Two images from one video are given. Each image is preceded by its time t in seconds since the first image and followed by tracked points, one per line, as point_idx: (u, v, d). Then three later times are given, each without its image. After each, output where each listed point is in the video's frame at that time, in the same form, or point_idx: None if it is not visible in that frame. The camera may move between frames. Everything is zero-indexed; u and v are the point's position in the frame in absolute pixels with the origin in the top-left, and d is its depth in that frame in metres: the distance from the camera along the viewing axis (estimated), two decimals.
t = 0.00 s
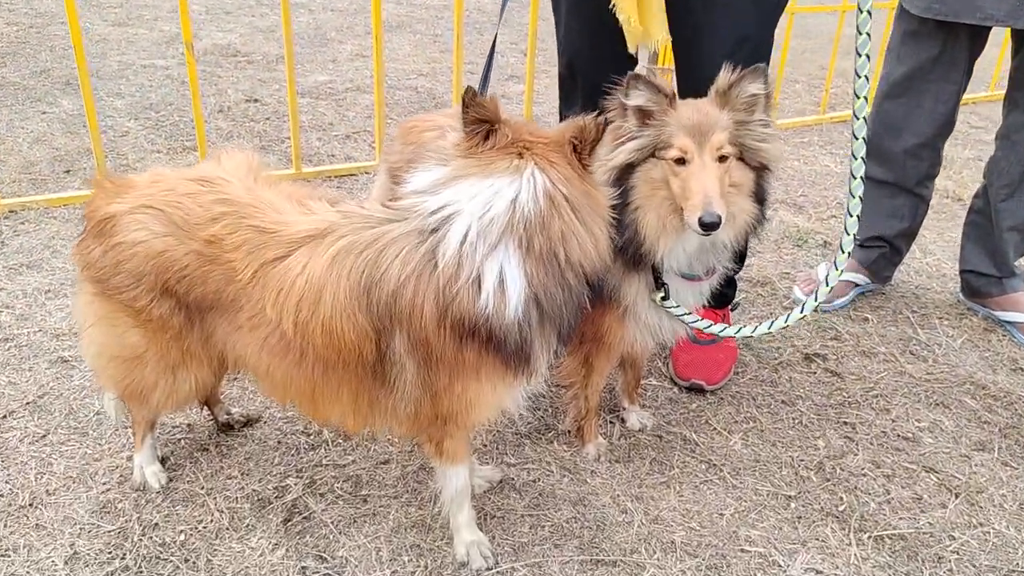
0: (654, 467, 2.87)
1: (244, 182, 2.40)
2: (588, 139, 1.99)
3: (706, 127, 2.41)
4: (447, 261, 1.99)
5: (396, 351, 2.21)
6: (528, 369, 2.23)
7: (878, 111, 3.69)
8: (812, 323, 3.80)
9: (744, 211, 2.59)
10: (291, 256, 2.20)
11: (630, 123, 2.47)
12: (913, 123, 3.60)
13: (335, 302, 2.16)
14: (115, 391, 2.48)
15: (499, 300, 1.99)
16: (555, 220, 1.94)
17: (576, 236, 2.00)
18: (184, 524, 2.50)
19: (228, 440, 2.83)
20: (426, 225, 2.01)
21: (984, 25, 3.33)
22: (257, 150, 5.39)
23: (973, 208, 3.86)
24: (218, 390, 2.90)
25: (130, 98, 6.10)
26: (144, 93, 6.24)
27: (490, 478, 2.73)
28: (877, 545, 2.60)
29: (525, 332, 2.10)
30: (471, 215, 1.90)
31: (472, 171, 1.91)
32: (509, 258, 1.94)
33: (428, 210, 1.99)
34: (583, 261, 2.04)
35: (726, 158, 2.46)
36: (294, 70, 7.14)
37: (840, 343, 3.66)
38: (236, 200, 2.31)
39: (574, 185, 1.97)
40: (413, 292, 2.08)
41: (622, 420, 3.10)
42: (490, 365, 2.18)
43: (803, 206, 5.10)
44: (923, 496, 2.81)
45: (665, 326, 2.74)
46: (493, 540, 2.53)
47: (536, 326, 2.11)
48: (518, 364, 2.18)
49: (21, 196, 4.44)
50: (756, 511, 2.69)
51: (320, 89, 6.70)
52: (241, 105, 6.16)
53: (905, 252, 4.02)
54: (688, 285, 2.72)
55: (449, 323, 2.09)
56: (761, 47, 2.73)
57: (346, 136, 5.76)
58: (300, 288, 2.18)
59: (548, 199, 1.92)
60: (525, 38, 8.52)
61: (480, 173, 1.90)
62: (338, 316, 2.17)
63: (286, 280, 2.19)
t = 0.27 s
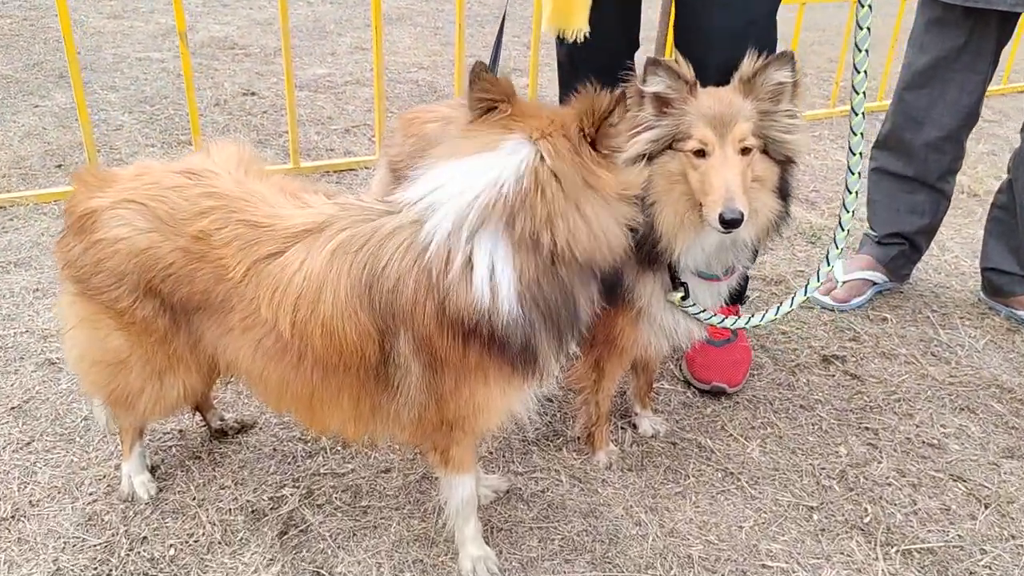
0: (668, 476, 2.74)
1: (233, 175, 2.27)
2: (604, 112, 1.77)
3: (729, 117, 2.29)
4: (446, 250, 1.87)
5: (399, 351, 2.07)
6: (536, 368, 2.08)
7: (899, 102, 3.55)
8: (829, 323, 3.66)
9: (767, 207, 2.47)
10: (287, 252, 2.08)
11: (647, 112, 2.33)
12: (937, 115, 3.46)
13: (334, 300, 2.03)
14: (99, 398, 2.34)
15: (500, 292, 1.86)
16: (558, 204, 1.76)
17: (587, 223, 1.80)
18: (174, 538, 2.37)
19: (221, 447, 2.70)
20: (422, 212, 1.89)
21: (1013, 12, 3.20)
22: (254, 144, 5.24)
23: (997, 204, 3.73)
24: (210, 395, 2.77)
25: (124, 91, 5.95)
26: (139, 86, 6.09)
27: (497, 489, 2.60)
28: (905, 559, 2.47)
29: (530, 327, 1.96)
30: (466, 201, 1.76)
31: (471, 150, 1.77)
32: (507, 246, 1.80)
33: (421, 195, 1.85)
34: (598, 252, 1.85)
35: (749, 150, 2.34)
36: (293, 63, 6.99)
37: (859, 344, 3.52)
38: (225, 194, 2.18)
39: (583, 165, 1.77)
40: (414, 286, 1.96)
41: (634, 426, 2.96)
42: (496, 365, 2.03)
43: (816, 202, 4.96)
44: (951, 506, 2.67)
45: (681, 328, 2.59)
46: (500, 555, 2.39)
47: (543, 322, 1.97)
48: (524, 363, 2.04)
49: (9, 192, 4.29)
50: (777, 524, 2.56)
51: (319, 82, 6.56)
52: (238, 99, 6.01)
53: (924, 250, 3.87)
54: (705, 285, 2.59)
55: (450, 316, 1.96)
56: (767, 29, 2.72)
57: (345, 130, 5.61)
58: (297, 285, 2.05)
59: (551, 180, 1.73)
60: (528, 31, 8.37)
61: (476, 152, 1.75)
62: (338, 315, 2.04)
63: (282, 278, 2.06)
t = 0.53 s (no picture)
0: (675, 484, 2.65)
1: (219, 165, 2.16)
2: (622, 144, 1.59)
3: (743, 111, 2.22)
4: (423, 249, 1.79)
5: (384, 351, 1.98)
6: (524, 381, 1.96)
7: (912, 97, 3.45)
8: (838, 324, 3.57)
9: (782, 206, 2.39)
10: (278, 242, 1.98)
11: (659, 104, 2.26)
12: (950, 109, 3.36)
13: (321, 294, 1.94)
14: (82, 405, 2.23)
15: (474, 297, 1.77)
16: (541, 225, 1.65)
17: (573, 256, 1.68)
18: (161, 551, 2.27)
19: (211, 454, 2.60)
20: (403, 206, 1.81)
21: None
22: (249, 140, 5.14)
23: (1010, 201, 3.64)
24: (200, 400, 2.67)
25: (117, 86, 5.84)
26: (132, 80, 5.97)
27: (498, 498, 2.50)
28: (922, 572, 2.37)
29: (513, 340, 1.84)
30: (447, 190, 1.68)
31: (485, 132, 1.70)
32: (480, 251, 1.71)
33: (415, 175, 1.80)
34: (584, 278, 1.72)
35: (764, 146, 2.27)
36: (289, 57, 6.88)
37: (870, 346, 3.42)
38: (213, 183, 2.07)
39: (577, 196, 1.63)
40: (395, 285, 1.87)
41: (639, 433, 2.87)
42: (479, 374, 1.92)
43: (822, 199, 4.85)
44: (968, 516, 2.58)
45: (688, 332, 2.50)
46: (501, 570, 2.30)
47: (531, 335, 1.84)
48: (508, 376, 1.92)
49: None
50: (788, 535, 2.47)
51: (316, 76, 6.44)
52: (233, 93, 5.90)
53: (936, 248, 3.77)
54: (716, 288, 2.49)
55: (429, 319, 1.86)
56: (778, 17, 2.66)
57: (342, 125, 5.50)
58: (286, 276, 1.95)
59: (535, 201, 1.63)
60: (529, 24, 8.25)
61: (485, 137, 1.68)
62: (327, 309, 1.95)
63: (272, 267, 1.96)
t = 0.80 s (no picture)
0: (680, 484, 2.60)
1: (212, 154, 2.10)
2: (581, 144, 1.53)
3: (754, 103, 2.22)
4: (409, 233, 1.77)
5: (380, 342, 1.92)
6: (514, 381, 1.88)
7: (920, 88, 3.40)
8: (844, 319, 3.51)
9: (793, 199, 2.41)
10: (275, 232, 1.93)
11: (664, 95, 2.27)
12: (959, 100, 3.30)
13: (316, 284, 1.89)
14: (74, 404, 2.17)
15: (451, 290, 1.73)
16: (496, 226, 1.62)
17: (524, 268, 1.62)
18: (155, 555, 2.22)
19: (207, 455, 2.55)
20: (398, 190, 1.81)
21: None
22: (245, 134, 5.07)
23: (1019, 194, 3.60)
24: (194, 399, 2.62)
25: (111, 80, 5.76)
26: (127, 74, 5.90)
27: (500, 499, 2.45)
28: (933, 573, 2.32)
29: (494, 339, 1.78)
30: (439, 175, 1.69)
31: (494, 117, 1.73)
32: (454, 240, 1.68)
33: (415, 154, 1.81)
34: (542, 291, 1.65)
35: (776, 139, 2.28)
36: (286, 50, 6.80)
37: (877, 341, 3.37)
38: (207, 172, 2.01)
39: (535, 192, 1.58)
40: (386, 273, 1.83)
41: (643, 431, 2.83)
42: (468, 369, 1.86)
43: (827, 192, 4.79)
44: (979, 515, 2.53)
45: (692, 330, 2.47)
46: (503, 572, 2.25)
47: (509, 339, 1.77)
48: (494, 375, 1.86)
49: None
50: (796, 535, 2.42)
51: (314, 70, 6.37)
52: (229, 87, 5.82)
53: (942, 242, 3.71)
54: (721, 283, 2.50)
55: (417, 311, 1.82)
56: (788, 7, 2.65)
57: (341, 119, 5.43)
58: (283, 266, 1.90)
59: (499, 194, 1.60)
60: (529, 17, 8.16)
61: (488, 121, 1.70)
62: (324, 300, 1.90)
63: (268, 257, 1.91)
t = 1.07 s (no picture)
0: (676, 480, 2.57)
1: (201, 143, 2.04)
2: (575, 185, 1.51)
3: (754, 93, 2.21)
4: (403, 228, 1.72)
5: (369, 335, 1.88)
6: (497, 391, 1.85)
7: (918, 78, 3.38)
8: (842, 312, 3.49)
9: (792, 192, 2.39)
10: (268, 220, 1.87)
11: (660, 87, 2.25)
12: (957, 91, 3.28)
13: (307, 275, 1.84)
14: (61, 404, 2.10)
15: (437, 295, 1.69)
16: (490, 252, 1.60)
17: (506, 303, 1.62)
18: (144, 555, 2.19)
19: (198, 453, 2.52)
20: (404, 183, 1.76)
21: None
22: (238, 127, 5.02)
23: (1017, 184, 3.59)
24: (184, 397, 2.59)
25: (103, 73, 5.71)
26: (119, 67, 5.84)
27: (494, 496, 2.43)
28: (931, 569, 2.30)
29: (477, 349, 1.74)
30: (449, 176, 1.65)
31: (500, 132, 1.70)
32: (444, 248, 1.65)
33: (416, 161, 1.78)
34: (526, 323, 1.64)
35: (776, 131, 2.27)
36: (280, 42, 6.74)
37: (875, 334, 3.34)
38: (196, 161, 1.95)
39: (528, 228, 1.57)
40: (377, 266, 1.78)
41: (640, 426, 2.80)
42: (453, 374, 1.82)
43: (825, 184, 4.76)
44: (977, 509, 2.50)
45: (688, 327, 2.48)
46: (498, 571, 2.23)
47: (493, 356, 1.75)
48: (478, 389, 1.84)
49: None
50: (794, 531, 2.39)
51: (309, 62, 6.32)
52: (222, 79, 5.77)
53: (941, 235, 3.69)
54: (719, 278, 2.49)
55: (407, 312, 1.78)
56: None
57: (335, 112, 5.39)
58: (275, 254, 1.84)
59: (492, 219, 1.59)
60: (525, 8, 8.11)
61: (491, 139, 1.68)
62: (315, 289, 1.84)
63: (262, 247, 1.85)
